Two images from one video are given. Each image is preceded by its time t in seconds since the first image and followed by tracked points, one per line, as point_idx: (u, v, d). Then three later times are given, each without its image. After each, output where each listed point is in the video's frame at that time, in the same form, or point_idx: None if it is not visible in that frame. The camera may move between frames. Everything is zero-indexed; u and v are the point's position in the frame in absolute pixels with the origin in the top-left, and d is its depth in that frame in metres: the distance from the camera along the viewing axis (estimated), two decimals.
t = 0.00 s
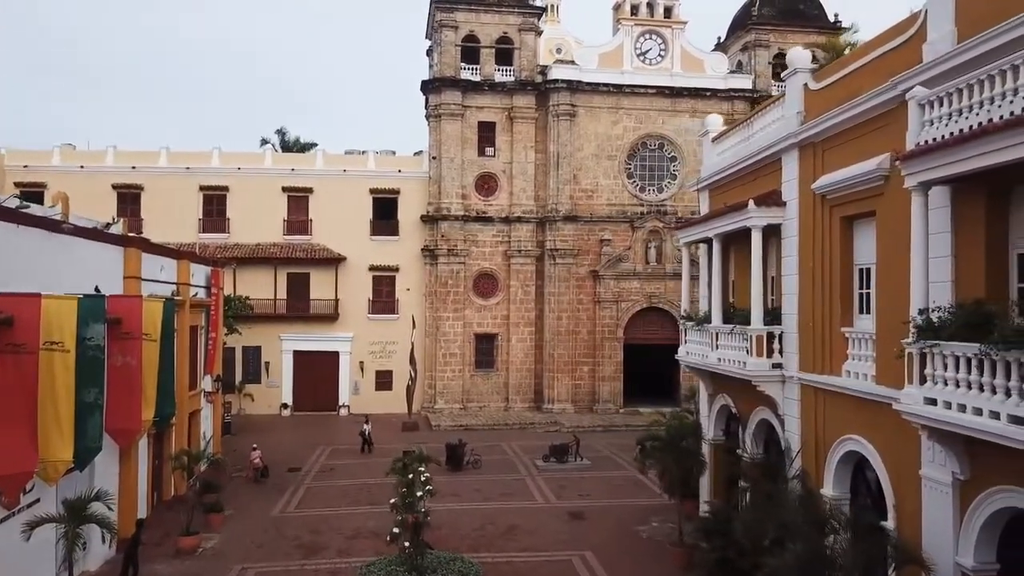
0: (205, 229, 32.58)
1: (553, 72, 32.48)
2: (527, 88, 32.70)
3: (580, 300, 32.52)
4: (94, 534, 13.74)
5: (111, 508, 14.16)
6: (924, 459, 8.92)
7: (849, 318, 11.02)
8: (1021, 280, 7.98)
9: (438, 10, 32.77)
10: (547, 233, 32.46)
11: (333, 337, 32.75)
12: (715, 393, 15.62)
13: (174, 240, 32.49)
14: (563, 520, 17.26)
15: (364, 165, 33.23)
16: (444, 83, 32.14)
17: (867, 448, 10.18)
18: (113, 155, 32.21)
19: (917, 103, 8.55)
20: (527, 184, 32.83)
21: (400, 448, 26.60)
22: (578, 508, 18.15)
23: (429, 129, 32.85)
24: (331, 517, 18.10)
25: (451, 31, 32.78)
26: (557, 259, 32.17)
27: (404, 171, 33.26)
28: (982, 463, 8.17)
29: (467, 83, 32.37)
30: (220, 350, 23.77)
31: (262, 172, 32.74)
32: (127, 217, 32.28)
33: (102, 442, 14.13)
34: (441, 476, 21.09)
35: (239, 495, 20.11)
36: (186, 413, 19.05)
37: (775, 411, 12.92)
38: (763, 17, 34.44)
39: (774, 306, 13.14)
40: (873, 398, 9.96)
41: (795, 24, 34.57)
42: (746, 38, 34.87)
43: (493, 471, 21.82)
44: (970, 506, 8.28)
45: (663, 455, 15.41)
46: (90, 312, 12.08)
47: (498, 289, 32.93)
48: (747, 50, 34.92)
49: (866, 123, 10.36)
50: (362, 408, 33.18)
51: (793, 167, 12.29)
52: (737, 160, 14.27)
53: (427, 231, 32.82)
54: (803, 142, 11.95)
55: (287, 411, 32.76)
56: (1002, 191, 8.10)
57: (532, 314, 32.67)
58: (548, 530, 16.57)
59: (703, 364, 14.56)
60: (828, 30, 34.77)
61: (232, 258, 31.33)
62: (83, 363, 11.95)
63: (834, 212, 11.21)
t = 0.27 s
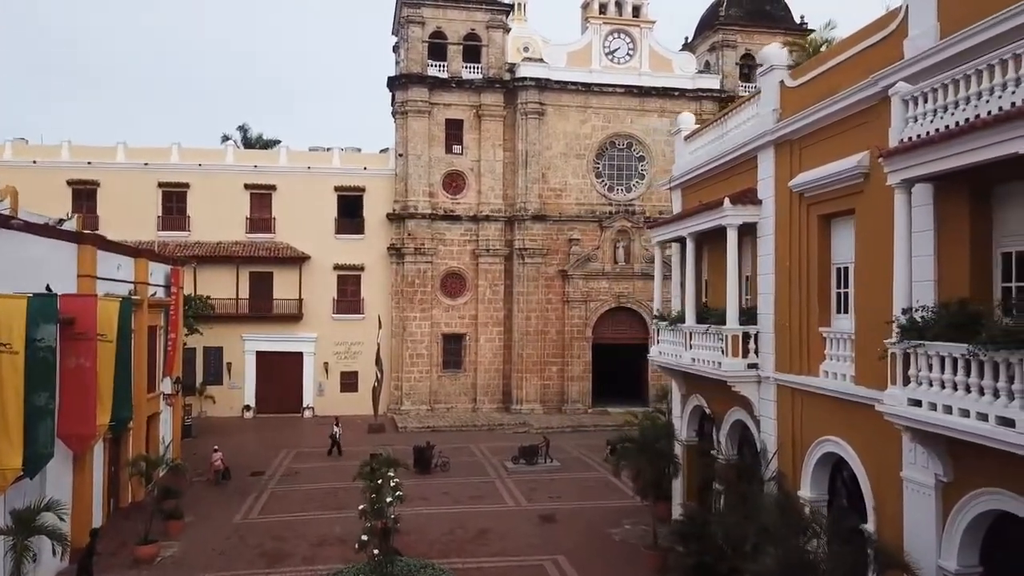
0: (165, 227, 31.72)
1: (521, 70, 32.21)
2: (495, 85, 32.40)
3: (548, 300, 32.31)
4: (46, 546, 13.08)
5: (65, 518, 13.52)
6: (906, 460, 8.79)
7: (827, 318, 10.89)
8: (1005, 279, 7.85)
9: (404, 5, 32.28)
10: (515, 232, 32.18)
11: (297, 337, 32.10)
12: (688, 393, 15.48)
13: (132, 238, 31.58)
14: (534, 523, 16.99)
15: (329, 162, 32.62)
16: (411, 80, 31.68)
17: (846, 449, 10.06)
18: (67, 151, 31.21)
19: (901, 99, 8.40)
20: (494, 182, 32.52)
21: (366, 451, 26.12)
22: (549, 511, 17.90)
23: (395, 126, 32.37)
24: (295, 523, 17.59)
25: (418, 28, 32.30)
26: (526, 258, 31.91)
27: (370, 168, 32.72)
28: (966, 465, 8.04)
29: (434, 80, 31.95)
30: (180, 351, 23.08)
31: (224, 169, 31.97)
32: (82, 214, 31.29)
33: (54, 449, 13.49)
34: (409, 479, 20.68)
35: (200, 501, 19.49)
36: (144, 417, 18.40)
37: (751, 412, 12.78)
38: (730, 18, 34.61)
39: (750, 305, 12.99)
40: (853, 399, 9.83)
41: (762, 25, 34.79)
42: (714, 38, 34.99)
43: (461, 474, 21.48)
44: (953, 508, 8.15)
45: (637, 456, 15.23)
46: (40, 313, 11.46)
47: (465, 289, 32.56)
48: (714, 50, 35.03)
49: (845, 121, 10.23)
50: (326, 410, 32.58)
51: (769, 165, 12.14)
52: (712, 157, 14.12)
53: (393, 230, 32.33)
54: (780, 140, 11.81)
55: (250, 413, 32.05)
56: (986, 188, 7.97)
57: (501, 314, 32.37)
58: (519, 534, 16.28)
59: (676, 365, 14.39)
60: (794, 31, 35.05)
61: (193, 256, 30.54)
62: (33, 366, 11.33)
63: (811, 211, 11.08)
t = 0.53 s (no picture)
0: (123, 225, 30.82)
1: (490, 68, 31.88)
2: (464, 83, 32.03)
3: (519, 300, 32.02)
4: None
5: (14, 529, 12.88)
6: (889, 463, 8.64)
7: (806, 318, 10.74)
8: (991, 278, 7.72)
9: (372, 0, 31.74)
10: (485, 231, 31.85)
11: (261, 338, 31.41)
12: (662, 394, 15.29)
13: (89, 236, 30.63)
14: (505, 527, 16.68)
15: (294, 159, 31.97)
16: (378, 76, 31.17)
17: (826, 451, 9.90)
18: (21, 145, 30.15)
19: (887, 94, 8.23)
20: (463, 180, 32.15)
21: (333, 453, 25.59)
22: (521, 514, 17.60)
23: (362, 122, 31.84)
24: (260, 529, 17.08)
25: (385, 23, 31.77)
26: (496, 257, 31.59)
27: (336, 166, 32.13)
28: (952, 467, 7.90)
29: (402, 76, 31.49)
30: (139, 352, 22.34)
31: (185, 165, 31.16)
32: (37, 211, 30.26)
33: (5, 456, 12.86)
34: (377, 483, 20.25)
35: (159, 507, 18.84)
36: (101, 421, 17.72)
37: (728, 413, 12.61)
38: (700, 18, 34.68)
39: (726, 305, 12.82)
40: (833, 400, 9.68)
41: (730, 26, 34.91)
42: (683, 38, 35.01)
43: (430, 477, 21.12)
44: (939, 511, 8.01)
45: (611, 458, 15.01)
46: None
47: (434, 288, 32.11)
48: (683, 50, 35.06)
49: (824, 118, 10.08)
50: (291, 412, 31.95)
51: (747, 162, 11.97)
52: (687, 155, 13.95)
53: (360, 228, 31.80)
54: (758, 137, 11.63)
55: (212, 416, 31.31)
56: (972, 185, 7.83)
57: (470, 314, 32.01)
58: (491, 538, 15.96)
59: (651, 365, 14.18)
60: (762, 32, 35.24)
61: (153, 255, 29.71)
62: None
63: (790, 210, 10.93)
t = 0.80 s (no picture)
0: (79, 222, 29.86)
1: (459, 65, 31.50)
2: (432, 79, 31.61)
3: (487, 299, 31.68)
4: None
5: None
6: (872, 465, 8.46)
7: (785, 318, 10.58)
8: (977, 277, 7.56)
9: None
10: (453, 230, 31.45)
11: (223, 338, 30.66)
12: (635, 395, 15.06)
13: (43, 233, 29.62)
14: (476, 531, 16.35)
15: (258, 155, 31.26)
16: (344, 72, 30.62)
17: (806, 453, 9.74)
18: None
19: (871, 89, 8.05)
20: (431, 178, 31.73)
21: (298, 457, 25.01)
22: (491, 518, 17.27)
23: (328, 119, 31.25)
24: (221, 537, 16.52)
25: (352, 18, 31.21)
26: (464, 257, 31.21)
27: (301, 163, 31.49)
28: (937, 470, 7.74)
29: (369, 72, 30.97)
30: (94, 354, 21.56)
31: (144, 161, 30.27)
32: None
33: None
34: (343, 487, 19.78)
35: (116, 515, 18.16)
36: (53, 426, 17.00)
37: (704, 414, 12.41)
38: (668, 17, 34.69)
39: (702, 305, 12.62)
40: (814, 402, 9.50)
41: (699, 26, 34.96)
42: (652, 38, 34.98)
43: (398, 481, 20.70)
44: (924, 515, 7.85)
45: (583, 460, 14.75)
46: None
47: (401, 288, 31.61)
48: (652, 49, 35.03)
49: (804, 115, 9.91)
50: (254, 414, 31.23)
51: (724, 160, 11.78)
52: (663, 152, 13.75)
53: (325, 226, 31.20)
54: (736, 134, 11.46)
55: (172, 419, 30.49)
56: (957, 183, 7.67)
57: (438, 314, 31.58)
58: (461, 543, 15.61)
59: (625, 366, 13.94)
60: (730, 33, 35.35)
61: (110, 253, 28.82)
62: None
63: (769, 208, 10.76)
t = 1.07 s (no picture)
0: (39, 219, 29.00)
1: (431, 62, 31.12)
2: (404, 76, 31.20)
3: (460, 299, 31.34)
4: None
5: None
6: (859, 468, 8.31)
7: (767, 318, 10.42)
8: (967, 276, 7.42)
9: None
10: (425, 229, 31.06)
11: (190, 339, 29.98)
12: (613, 396, 14.86)
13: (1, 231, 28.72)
14: (451, 535, 16.03)
15: (225, 152, 30.62)
16: (314, 68, 30.10)
17: (790, 455, 9.58)
18: None
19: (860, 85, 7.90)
20: (403, 176, 31.31)
21: (267, 460, 24.49)
22: (466, 522, 16.97)
23: (297, 116, 30.69)
24: (187, 544, 16.02)
25: (322, 13, 30.69)
26: (437, 256, 30.84)
27: (270, 160, 30.88)
28: (926, 473, 7.59)
29: (340, 68, 30.47)
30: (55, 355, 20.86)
31: (107, 157, 29.48)
32: None
33: None
34: (314, 492, 19.34)
35: (77, 522, 17.56)
36: (10, 431, 16.37)
37: (683, 415, 12.22)
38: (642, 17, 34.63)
39: (683, 305, 12.43)
40: (798, 403, 9.34)
41: (672, 25, 34.94)
42: (625, 37, 34.88)
43: (370, 484, 20.32)
44: (912, 519, 7.70)
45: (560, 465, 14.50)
46: None
47: (372, 288, 31.13)
48: (625, 49, 34.93)
49: (787, 111, 9.74)
50: (222, 416, 30.58)
51: (704, 157, 11.59)
52: (641, 150, 13.55)
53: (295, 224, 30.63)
54: (716, 131, 11.29)
55: (137, 421, 29.75)
56: (946, 180, 7.53)
57: (410, 314, 31.17)
58: (435, 547, 15.29)
59: (603, 366, 13.72)
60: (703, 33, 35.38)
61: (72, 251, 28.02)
62: None
63: (750, 206, 10.59)
